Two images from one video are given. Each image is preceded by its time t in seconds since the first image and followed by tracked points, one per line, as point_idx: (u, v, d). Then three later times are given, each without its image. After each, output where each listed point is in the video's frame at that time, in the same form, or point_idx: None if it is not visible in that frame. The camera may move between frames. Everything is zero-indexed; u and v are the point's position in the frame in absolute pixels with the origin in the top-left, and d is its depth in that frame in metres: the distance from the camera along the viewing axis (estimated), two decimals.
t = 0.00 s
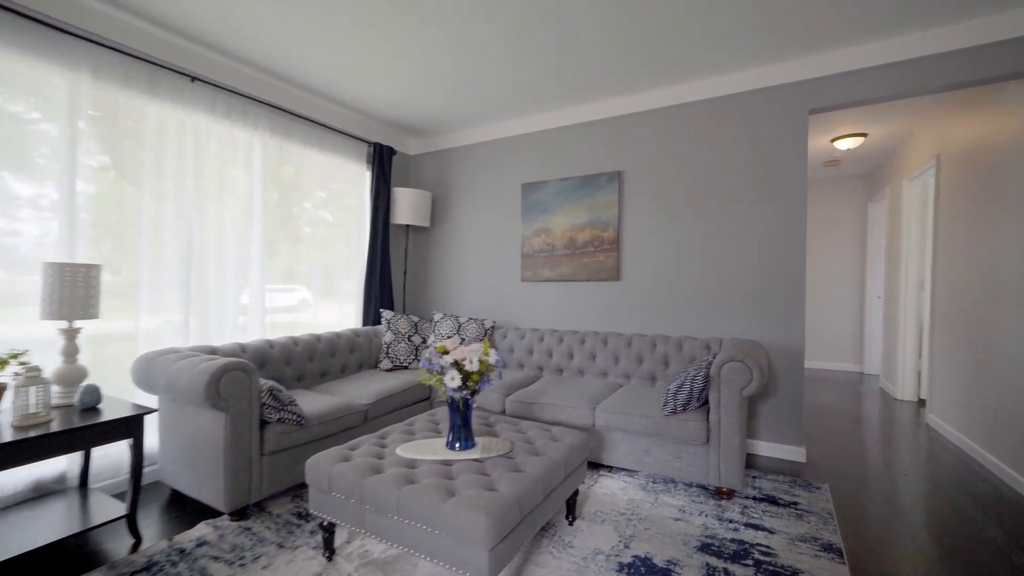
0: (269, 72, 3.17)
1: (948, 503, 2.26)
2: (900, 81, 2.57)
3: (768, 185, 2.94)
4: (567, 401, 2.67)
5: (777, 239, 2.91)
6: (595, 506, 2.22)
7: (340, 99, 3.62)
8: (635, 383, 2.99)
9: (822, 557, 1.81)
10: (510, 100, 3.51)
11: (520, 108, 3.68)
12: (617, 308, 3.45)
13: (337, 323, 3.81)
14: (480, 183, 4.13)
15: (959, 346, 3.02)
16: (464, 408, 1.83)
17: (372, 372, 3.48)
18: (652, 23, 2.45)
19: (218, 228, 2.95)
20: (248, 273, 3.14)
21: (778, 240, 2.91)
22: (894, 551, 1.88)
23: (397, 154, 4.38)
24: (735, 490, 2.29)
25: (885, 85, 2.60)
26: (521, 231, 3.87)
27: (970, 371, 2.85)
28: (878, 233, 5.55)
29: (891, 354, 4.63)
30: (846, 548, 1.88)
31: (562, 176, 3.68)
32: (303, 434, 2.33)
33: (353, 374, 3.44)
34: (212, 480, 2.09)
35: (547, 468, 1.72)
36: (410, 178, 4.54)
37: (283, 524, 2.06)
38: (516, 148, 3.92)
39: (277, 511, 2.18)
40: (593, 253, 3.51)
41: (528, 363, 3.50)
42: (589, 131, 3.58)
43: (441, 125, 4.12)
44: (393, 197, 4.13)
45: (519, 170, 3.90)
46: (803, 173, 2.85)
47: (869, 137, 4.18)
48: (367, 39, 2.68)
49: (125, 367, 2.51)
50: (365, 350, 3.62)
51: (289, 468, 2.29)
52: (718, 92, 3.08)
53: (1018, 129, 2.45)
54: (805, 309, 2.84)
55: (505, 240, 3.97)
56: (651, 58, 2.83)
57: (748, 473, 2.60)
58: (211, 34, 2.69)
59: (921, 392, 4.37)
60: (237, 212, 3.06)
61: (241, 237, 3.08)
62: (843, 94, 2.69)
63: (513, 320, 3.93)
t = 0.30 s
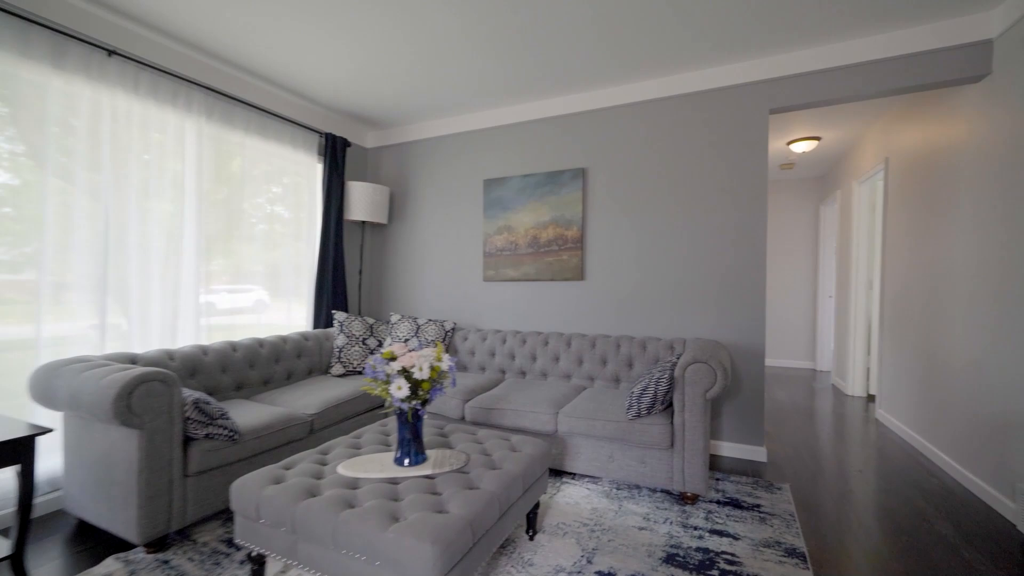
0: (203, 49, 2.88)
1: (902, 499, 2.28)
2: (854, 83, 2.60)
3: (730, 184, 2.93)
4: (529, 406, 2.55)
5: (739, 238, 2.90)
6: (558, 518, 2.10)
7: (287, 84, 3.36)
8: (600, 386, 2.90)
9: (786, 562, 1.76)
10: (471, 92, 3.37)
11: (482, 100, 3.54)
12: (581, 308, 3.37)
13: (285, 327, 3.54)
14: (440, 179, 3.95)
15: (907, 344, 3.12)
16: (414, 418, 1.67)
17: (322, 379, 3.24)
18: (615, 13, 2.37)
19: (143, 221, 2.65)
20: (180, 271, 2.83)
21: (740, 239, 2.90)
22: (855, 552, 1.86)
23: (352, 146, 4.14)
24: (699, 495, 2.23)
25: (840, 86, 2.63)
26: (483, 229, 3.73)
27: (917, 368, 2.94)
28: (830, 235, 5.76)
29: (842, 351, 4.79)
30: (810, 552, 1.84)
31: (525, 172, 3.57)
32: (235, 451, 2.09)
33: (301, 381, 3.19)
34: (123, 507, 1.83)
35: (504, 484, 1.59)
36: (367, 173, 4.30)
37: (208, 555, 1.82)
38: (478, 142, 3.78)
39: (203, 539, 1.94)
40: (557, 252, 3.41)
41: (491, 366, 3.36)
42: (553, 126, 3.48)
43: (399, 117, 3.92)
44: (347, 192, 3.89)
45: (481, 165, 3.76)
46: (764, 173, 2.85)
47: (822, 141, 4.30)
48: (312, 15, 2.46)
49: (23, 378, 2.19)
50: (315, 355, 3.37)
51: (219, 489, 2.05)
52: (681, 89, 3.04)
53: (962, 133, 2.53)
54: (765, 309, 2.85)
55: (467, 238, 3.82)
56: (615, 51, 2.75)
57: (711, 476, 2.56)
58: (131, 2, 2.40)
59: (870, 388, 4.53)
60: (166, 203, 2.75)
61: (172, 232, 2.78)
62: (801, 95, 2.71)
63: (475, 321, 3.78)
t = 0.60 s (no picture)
0: (114, 15, 2.52)
1: (858, 496, 2.28)
2: (812, 80, 2.59)
3: (691, 180, 2.87)
4: (484, 412, 2.39)
5: (700, 235, 2.85)
6: (513, 533, 1.95)
7: (219, 61, 3.03)
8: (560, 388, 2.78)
9: (749, 573, 1.68)
10: (425, 77, 3.16)
11: (438, 88, 3.34)
12: (541, 307, 3.23)
13: (219, 329, 3.22)
14: (394, 170, 3.72)
15: (858, 340, 3.18)
16: (347, 433, 1.47)
17: (259, 386, 2.95)
18: None
19: (39, 210, 2.29)
20: (89, 268, 2.49)
21: (701, 237, 2.85)
22: (817, 556, 1.81)
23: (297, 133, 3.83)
24: (660, 501, 2.14)
25: (798, 83, 2.62)
26: (439, 224, 3.53)
27: (868, 365, 2.99)
28: (784, 234, 5.91)
29: (796, 348, 4.92)
30: (772, 559, 1.78)
31: (484, 164, 3.40)
32: (142, 474, 1.81)
33: (235, 389, 2.89)
34: None
35: (449, 504, 1.42)
36: (314, 162, 4.00)
37: None
38: (434, 133, 3.57)
39: None
40: (516, 249, 3.27)
41: (447, 369, 3.17)
42: (512, 116, 3.32)
43: (349, 103, 3.65)
44: (291, 182, 3.58)
45: (438, 157, 3.56)
46: (724, 169, 2.80)
47: (778, 141, 4.37)
48: None
49: None
50: (252, 360, 3.07)
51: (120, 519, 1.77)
52: (643, 81, 2.96)
53: (912, 134, 2.57)
54: (726, 307, 2.81)
55: (422, 234, 3.61)
56: (575, 38, 2.63)
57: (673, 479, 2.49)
58: None
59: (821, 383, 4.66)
60: (69, 190, 2.40)
61: (77, 223, 2.43)
62: (761, 91, 2.68)
63: (430, 321, 3.57)
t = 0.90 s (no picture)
0: None
1: (821, 499, 2.26)
2: (775, 79, 2.56)
3: (657, 179, 2.80)
4: (441, 424, 2.22)
5: (666, 235, 2.78)
6: (470, 556, 1.80)
7: (144, 36, 2.71)
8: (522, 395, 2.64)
9: None
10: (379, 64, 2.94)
11: (393, 76, 3.13)
12: (504, 309, 3.08)
13: (148, 335, 2.89)
14: (347, 163, 3.47)
15: (818, 341, 3.21)
16: (273, 459, 1.27)
17: (191, 398, 2.65)
18: None
19: None
20: None
21: (667, 237, 2.78)
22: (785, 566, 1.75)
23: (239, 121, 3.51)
24: (626, 514, 2.04)
25: (762, 82, 2.58)
26: (396, 221, 3.32)
27: (828, 365, 3.01)
28: (745, 235, 6.02)
29: (756, 347, 5.00)
30: (741, 573, 1.70)
31: (443, 159, 3.22)
32: (29, 509, 1.53)
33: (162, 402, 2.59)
34: None
35: (391, 537, 1.24)
36: (259, 153, 3.69)
37: None
38: (391, 123, 3.35)
39: None
40: (477, 248, 3.10)
41: (403, 375, 2.97)
42: (474, 108, 3.16)
43: (297, 90, 3.38)
44: (232, 172, 3.27)
45: (394, 150, 3.34)
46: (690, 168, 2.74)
47: (740, 143, 4.40)
48: None
49: None
50: (183, 369, 2.77)
51: None
52: (607, 75, 2.86)
53: (871, 136, 2.59)
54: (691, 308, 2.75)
55: (378, 231, 3.38)
56: (538, 26, 2.49)
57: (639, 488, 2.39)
58: None
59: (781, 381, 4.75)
60: None
61: None
62: (726, 89, 2.63)
63: (387, 325, 3.36)
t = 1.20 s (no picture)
0: None
1: (791, 504, 2.20)
2: (746, 73, 2.49)
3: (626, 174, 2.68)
4: (394, 436, 2.02)
5: (635, 232, 2.67)
6: None
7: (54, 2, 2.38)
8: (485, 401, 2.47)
9: None
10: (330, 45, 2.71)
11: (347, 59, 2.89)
12: (467, 309, 2.90)
13: (65, 340, 2.57)
14: (297, 152, 3.20)
15: (785, 340, 3.19)
16: (167, 493, 1.04)
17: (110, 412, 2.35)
18: None
19: None
20: None
21: (636, 235, 2.67)
22: None
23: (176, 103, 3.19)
24: (594, 530, 1.90)
25: (733, 75, 2.51)
26: (351, 216, 3.08)
27: (796, 364, 2.98)
28: (712, 235, 6.05)
29: (723, 346, 5.01)
30: None
31: (402, 149, 3.00)
32: None
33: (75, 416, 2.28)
34: None
35: None
36: (199, 140, 3.37)
37: None
38: (345, 111, 3.11)
39: None
40: (438, 244, 2.91)
41: (357, 381, 2.75)
42: (435, 96, 2.96)
43: (240, 72, 3.09)
44: (167, 159, 2.94)
45: (349, 139, 3.11)
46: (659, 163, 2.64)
47: (708, 141, 4.38)
48: None
49: None
50: (104, 378, 2.45)
51: None
52: (575, 65, 2.72)
53: (839, 134, 2.56)
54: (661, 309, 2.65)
55: (332, 226, 3.13)
56: (502, 8, 2.33)
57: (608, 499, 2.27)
58: None
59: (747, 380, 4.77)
60: None
61: None
62: (696, 82, 2.54)
63: (340, 327, 3.11)
